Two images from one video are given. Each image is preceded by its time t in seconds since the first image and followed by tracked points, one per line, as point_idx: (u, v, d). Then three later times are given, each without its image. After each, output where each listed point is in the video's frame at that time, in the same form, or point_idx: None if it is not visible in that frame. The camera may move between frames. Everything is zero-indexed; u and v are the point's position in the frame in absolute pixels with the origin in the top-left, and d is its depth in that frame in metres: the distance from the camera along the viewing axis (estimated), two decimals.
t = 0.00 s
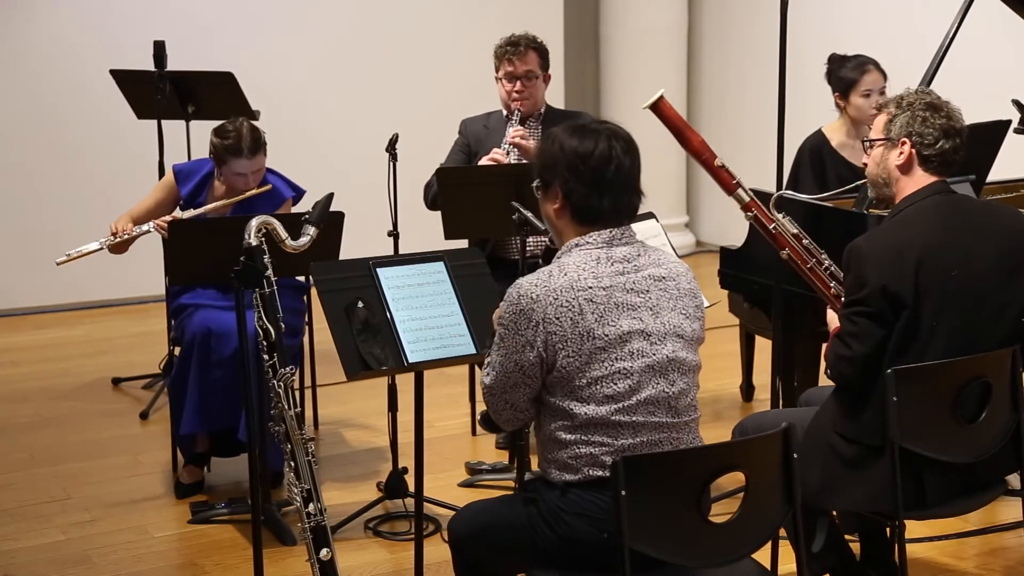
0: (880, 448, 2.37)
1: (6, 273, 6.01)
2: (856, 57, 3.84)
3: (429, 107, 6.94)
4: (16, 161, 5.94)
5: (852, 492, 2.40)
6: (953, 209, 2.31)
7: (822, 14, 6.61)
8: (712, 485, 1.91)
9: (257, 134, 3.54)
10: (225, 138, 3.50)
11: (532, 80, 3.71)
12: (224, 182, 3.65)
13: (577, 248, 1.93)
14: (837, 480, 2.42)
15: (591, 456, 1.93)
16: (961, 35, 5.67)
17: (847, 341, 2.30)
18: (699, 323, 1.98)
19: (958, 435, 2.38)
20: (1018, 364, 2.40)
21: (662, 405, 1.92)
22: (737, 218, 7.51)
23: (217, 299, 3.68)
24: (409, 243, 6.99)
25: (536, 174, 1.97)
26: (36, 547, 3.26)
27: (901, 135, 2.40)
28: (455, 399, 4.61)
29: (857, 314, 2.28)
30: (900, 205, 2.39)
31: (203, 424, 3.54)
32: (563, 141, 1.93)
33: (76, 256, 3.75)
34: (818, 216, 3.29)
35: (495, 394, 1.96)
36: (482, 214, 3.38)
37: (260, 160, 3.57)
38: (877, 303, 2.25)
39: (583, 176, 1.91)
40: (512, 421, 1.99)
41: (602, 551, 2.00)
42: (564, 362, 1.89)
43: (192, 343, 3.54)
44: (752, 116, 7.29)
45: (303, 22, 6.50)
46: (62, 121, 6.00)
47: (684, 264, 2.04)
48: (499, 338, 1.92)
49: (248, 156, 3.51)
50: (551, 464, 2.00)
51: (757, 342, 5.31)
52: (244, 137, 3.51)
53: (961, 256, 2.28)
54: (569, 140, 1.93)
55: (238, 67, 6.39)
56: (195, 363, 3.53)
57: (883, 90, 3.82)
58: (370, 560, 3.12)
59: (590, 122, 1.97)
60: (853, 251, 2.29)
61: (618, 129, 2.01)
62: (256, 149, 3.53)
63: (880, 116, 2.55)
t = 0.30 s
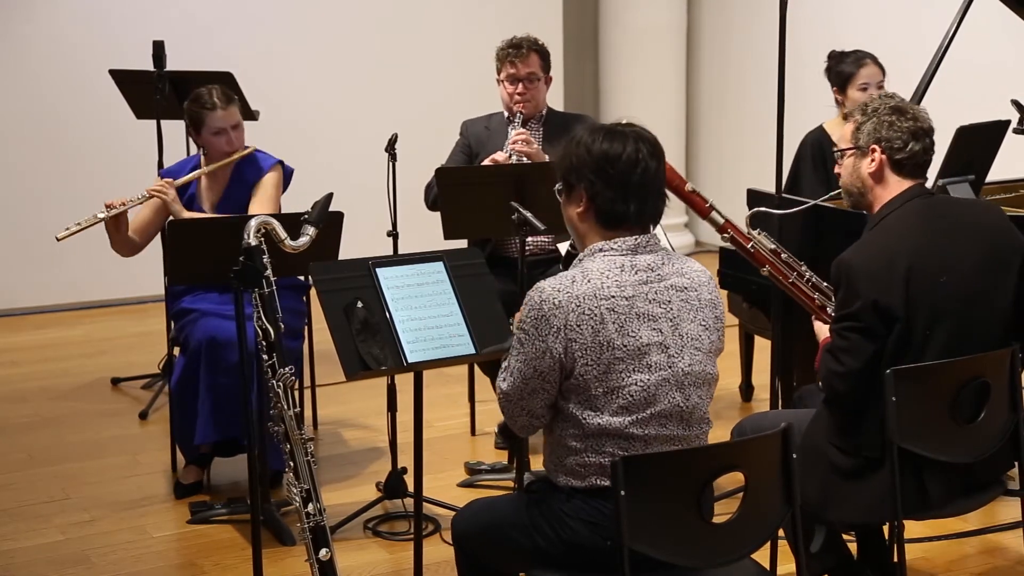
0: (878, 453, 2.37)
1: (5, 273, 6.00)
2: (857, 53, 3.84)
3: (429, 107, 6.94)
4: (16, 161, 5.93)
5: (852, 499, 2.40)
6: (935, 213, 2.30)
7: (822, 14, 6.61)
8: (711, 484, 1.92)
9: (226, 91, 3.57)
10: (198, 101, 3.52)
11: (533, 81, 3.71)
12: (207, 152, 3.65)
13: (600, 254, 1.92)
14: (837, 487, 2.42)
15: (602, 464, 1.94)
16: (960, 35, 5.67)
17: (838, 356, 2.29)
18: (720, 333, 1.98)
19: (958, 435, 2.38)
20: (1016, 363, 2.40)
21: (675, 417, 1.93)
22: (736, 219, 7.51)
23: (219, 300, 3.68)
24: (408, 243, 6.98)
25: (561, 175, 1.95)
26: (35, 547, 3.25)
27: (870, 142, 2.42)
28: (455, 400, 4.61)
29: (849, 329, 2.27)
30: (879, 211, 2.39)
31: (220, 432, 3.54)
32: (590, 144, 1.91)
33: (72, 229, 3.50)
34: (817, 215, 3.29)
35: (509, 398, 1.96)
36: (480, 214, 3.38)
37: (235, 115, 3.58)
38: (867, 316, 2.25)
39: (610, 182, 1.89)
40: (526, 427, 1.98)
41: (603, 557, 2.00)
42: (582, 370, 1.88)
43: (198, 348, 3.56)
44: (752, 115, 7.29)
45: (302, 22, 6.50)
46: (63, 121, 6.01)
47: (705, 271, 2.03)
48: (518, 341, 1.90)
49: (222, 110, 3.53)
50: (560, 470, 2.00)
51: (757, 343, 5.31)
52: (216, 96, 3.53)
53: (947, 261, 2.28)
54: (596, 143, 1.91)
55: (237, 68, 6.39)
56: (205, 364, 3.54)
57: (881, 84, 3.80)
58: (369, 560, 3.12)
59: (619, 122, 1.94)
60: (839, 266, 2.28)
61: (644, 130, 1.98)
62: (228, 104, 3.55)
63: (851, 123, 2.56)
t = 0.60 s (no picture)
0: (877, 462, 2.38)
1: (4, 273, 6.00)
2: (886, 62, 3.84)
3: (428, 106, 6.94)
4: (15, 161, 5.93)
5: (853, 501, 2.39)
6: (924, 218, 2.30)
7: (822, 13, 6.60)
8: (711, 484, 1.91)
9: (217, 91, 3.58)
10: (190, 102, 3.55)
11: (537, 86, 3.71)
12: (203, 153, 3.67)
13: (597, 257, 1.93)
14: (840, 489, 2.40)
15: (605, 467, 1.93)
16: (959, 34, 5.67)
17: (834, 367, 2.30)
18: (723, 334, 1.97)
19: (957, 435, 2.38)
20: (1014, 363, 2.41)
21: (678, 418, 1.92)
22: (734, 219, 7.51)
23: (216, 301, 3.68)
24: (407, 242, 6.98)
25: (543, 198, 1.99)
26: (34, 547, 3.25)
27: (849, 153, 2.43)
28: (454, 400, 4.61)
29: (844, 341, 2.27)
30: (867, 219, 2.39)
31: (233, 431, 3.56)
32: (565, 160, 1.96)
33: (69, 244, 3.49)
34: (815, 215, 3.29)
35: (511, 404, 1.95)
36: (479, 214, 3.38)
37: (226, 114, 3.59)
38: (862, 328, 2.25)
39: (590, 189, 1.92)
40: (534, 439, 1.95)
41: (603, 560, 2.01)
42: (583, 371, 1.88)
43: (194, 350, 3.56)
44: (751, 115, 7.28)
45: (301, 22, 6.50)
46: (63, 121, 6.01)
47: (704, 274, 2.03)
48: (519, 344, 1.90)
49: (212, 110, 3.54)
50: (563, 475, 1.99)
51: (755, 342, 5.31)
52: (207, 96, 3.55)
53: (938, 264, 2.28)
54: (572, 159, 1.96)
55: (236, 67, 6.39)
56: (204, 363, 3.53)
57: (903, 98, 3.81)
58: (368, 560, 3.12)
59: (589, 140, 2.01)
60: (830, 278, 2.28)
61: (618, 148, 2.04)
62: (218, 103, 3.55)
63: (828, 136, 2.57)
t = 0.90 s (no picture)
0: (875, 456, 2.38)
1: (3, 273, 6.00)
2: (868, 56, 3.84)
3: (427, 106, 6.94)
4: (14, 161, 5.93)
5: (849, 500, 2.40)
6: (934, 215, 2.31)
7: (820, 14, 6.61)
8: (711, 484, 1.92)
9: (235, 89, 3.59)
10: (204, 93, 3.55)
11: (544, 91, 3.71)
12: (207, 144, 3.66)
13: (590, 255, 1.93)
14: (837, 486, 2.41)
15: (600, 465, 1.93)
16: (958, 34, 5.68)
17: (835, 352, 2.30)
18: (716, 332, 1.97)
19: (956, 435, 2.38)
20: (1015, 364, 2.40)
21: (672, 415, 1.92)
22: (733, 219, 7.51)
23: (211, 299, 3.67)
24: (405, 242, 6.98)
25: (537, 194, 1.98)
26: (33, 547, 3.25)
27: (868, 142, 2.41)
28: (453, 400, 4.61)
29: (846, 325, 2.28)
30: (878, 212, 2.39)
31: (205, 431, 3.55)
32: (561, 156, 1.96)
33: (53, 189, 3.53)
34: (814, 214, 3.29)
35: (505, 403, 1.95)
36: (478, 214, 3.38)
37: (239, 113, 3.59)
38: (865, 313, 2.25)
39: (586, 185, 1.92)
40: (527, 438, 1.95)
41: (601, 560, 2.01)
42: (577, 369, 1.88)
43: (183, 348, 3.53)
44: (749, 115, 7.29)
45: (301, 22, 6.51)
46: (62, 120, 6.01)
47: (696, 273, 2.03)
48: (512, 344, 1.91)
49: (225, 105, 3.54)
50: (558, 474, 2.00)
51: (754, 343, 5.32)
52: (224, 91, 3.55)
53: (944, 260, 2.28)
54: (567, 155, 1.96)
55: (236, 67, 6.39)
56: (189, 363, 3.52)
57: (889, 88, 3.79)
58: (367, 560, 3.12)
59: (585, 137, 2.00)
60: (836, 264, 2.28)
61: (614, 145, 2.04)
62: (233, 100, 3.56)
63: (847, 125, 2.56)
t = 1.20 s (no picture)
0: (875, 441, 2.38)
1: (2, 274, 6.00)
2: (883, 65, 3.83)
3: (426, 106, 6.94)
4: (13, 161, 5.93)
5: (846, 496, 2.40)
6: (946, 209, 2.31)
7: (818, 14, 6.62)
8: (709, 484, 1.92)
9: (225, 81, 3.61)
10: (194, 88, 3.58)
11: (564, 104, 3.71)
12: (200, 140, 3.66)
13: (569, 249, 1.93)
14: (832, 478, 2.42)
15: (587, 457, 1.93)
16: (956, 34, 5.68)
17: (838, 335, 2.32)
18: (699, 321, 1.97)
19: (955, 435, 2.38)
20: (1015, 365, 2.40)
21: (657, 405, 1.91)
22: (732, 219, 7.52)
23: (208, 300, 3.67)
24: (404, 243, 6.98)
25: (519, 190, 1.99)
26: (32, 547, 3.25)
27: (892, 131, 2.40)
28: (452, 400, 4.61)
29: (849, 307, 2.29)
30: (891, 202, 2.38)
31: (195, 430, 3.55)
32: (540, 153, 1.97)
33: (48, 182, 3.53)
34: (813, 213, 3.29)
35: (491, 398, 1.96)
36: (477, 213, 3.38)
37: (230, 103, 3.60)
38: (867, 297, 2.26)
39: (564, 179, 1.93)
40: (511, 431, 1.96)
41: (597, 555, 1.98)
42: (559, 362, 1.88)
43: (176, 348, 3.53)
44: (748, 115, 7.29)
45: (300, 22, 6.51)
46: (61, 121, 6.00)
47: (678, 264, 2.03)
48: (495, 340, 1.91)
49: (215, 95, 3.55)
50: (547, 468, 1.99)
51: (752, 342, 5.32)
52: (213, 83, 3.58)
53: (953, 255, 2.28)
54: (545, 151, 1.97)
55: (235, 68, 6.39)
56: (182, 363, 3.52)
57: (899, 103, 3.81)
58: (365, 560, 3.12)
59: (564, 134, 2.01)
60: (845, 246, 2.30)
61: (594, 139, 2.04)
62: (224, 90, 3.58)
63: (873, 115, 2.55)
